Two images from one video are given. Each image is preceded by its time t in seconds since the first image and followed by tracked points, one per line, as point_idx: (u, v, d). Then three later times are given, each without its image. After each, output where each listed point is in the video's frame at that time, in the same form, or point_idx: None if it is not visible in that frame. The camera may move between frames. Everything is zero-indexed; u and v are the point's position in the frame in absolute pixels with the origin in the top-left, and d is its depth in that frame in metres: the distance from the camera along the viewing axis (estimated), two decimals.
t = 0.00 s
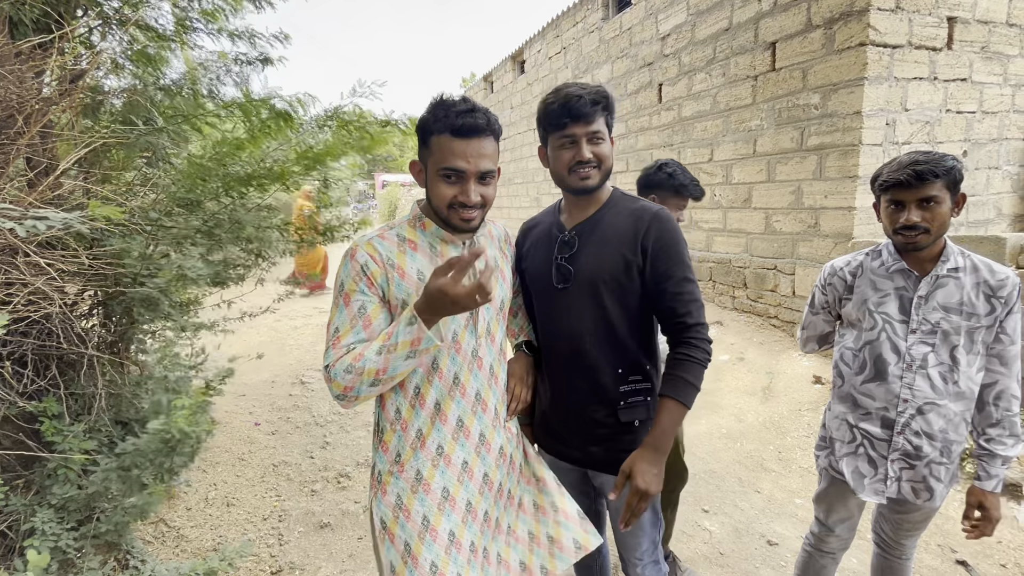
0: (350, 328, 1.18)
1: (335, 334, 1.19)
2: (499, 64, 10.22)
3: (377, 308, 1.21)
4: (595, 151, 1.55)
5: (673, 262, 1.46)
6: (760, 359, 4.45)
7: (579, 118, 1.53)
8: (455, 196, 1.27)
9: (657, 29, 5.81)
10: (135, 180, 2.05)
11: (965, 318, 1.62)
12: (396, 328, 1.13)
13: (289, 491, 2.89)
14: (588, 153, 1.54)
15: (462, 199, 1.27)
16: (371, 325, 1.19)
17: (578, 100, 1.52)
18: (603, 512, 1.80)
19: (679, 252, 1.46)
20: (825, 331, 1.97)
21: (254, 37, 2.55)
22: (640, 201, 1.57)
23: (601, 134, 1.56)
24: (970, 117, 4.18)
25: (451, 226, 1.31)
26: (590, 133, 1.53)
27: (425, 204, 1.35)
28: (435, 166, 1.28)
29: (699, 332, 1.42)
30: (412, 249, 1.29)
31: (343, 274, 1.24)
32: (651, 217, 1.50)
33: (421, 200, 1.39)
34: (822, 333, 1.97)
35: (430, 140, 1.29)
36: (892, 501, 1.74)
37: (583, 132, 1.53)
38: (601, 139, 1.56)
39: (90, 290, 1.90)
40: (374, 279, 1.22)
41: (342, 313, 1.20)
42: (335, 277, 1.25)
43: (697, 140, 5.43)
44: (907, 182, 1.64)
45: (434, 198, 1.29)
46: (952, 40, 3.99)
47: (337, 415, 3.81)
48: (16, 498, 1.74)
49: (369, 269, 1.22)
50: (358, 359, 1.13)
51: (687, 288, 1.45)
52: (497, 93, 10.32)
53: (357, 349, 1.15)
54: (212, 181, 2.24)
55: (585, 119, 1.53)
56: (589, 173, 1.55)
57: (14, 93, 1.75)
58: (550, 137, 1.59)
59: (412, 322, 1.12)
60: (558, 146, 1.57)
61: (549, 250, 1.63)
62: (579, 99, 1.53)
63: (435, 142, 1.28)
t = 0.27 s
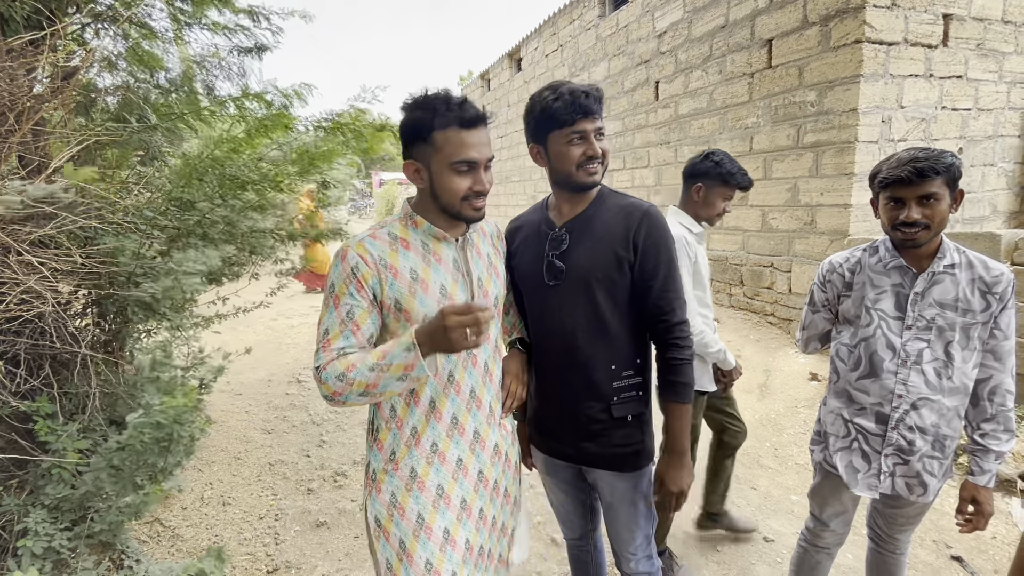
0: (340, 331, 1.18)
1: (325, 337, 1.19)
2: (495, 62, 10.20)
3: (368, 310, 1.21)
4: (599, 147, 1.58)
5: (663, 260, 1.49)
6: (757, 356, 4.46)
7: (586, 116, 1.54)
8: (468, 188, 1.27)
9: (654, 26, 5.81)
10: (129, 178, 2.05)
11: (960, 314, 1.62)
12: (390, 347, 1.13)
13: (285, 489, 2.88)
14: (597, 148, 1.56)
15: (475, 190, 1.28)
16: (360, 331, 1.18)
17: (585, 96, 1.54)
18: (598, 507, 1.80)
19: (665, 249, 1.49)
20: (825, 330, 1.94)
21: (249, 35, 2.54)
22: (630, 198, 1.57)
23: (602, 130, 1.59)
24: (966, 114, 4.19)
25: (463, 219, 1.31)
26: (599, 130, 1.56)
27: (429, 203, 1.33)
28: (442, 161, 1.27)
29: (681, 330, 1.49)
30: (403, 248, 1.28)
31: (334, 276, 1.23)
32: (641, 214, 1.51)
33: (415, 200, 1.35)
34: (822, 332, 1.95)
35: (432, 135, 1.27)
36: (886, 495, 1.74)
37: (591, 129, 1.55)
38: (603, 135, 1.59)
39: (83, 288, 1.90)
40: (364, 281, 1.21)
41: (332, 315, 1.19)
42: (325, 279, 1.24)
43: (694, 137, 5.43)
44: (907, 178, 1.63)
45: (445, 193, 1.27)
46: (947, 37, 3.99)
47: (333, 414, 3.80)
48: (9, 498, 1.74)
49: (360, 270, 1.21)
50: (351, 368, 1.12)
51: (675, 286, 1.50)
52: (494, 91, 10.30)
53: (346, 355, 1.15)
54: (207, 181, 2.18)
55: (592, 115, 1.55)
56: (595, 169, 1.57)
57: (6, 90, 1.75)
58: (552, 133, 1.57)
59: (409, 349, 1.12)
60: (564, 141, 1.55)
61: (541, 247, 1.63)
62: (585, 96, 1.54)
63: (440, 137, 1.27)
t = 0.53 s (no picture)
0: (339, 339, 1.17)
1: (323, 345, 1.17)
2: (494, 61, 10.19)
3: (365, 316, 1.20)
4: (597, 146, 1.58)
5: (664, 259, 1.52)
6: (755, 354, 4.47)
7: (585, 115, 1.54)
8: (473, 174, 1.35)
9: (651, 25, 5.81)
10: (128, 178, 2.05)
11: (958, 311, 1.64)
12: (410, 440, 1.13)
13: (284, 488, 2.88)
14: (595, 148, 1.56)
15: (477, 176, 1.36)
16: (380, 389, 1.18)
17: (584, 95, 1.54)
18: (595, 503, 1.81)
19: (664, 247, 1.52)
20: (822, 327, 1.94)
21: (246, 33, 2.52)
22: (627, 196, 1.58)
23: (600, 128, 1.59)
24: (963, 113, 4.20)
25: (469, 205, 1.36)
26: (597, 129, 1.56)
27: (431, 193, 1.34)
28: (450, 149, 1.31)
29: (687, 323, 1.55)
30: (397, 247, 1.27)
31: (328, 281, 1.20)
32: (641, 211, 1.53)
33: (409, 195, 1.35)
34: (820, 329, 1.95)
35: (437, 126, 1.31)
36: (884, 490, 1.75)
37: (590, 128, 1.55)
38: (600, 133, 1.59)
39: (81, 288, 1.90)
40: (360, 286, 1.19)
41: (329, 323, 1.17)
42: (319, 285, 1.22)
43: (692, 136, 5.43)
44: (907, 177, 1.63)
45: (456, 180, 1.32)
46: (944, 35, 4.00)
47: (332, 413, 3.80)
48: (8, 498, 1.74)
49: (356, 274, 1.19)
50: (369, 420, 1.13)
51: (675, 281, 1.54)
52: (492, 90, 10.29)
53: (363, 398, 1.14)
54: (204, 181, 2.15)
55: (590, 115, 1.55)
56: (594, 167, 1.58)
57: (3, 90, 1.76)
58: (550, 132, 1.56)
59: (425, 460, 1.15)
60: (562, 140, 1.55)
61: (541, 245, 1.63)
62: (584, 95, 1.54)
63: (446, 128, 1.31)
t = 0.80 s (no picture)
0: (319, 343, 1.13)
1: (299, 350, 1.13)
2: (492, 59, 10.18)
3: (343, 320, 1.17)
4: (569, 149, 1.55)
5: (665, 258, 1.54)
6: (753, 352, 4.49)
7: (554, 117, 1.54)
8: (448, 165, 1.34)
9: (650, 23, 5.81)
10: (127, 177, 2.02)
11: (960, 307, 1.65)
12: (361, 503, 1.09)
13: (284, 487, 2.88)
14: (559, 152, 1.55)
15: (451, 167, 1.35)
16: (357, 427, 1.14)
17: (551, 99, 1.54)
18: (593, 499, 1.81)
19: (665, 246, 1.53)
20: (824, 327, 1.95)
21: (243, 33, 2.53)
22: (627, 194, 1.59)
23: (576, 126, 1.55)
24: (960, 111, 4.22)
25: (443, 197, 1.35)
26: (562, 131, 1.53)
27: (405, 185, 1.32)
28: (423, 139, 1.30)
29: (682, 324, 1.54)
30: (372, 245, 1.25)
31: (302, 282, 1.16)
32: (643, 211, 1.54)
33: (382, 188, 1.33)
34: (822, 328, 1.95)
35: (409, 115, 1.30)
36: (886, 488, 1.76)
37: (555, 131, 1.54)
38: (577, 135, 1.54)
39: (80, 287, 1.89)
40: (336, 287, 1.16)
41: (305, 326, 1.13)
42: (291, 287, 1.17)
43: (690, 134, 5.44)
44: (905, 174, 1.65)
45: (430, 170, 1.31)
46: (942, 33, 4.01)
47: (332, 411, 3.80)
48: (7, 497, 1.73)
49: (332, 274, 1.16)
50: (338, 457, 1.10)
51: (675, 281, 1.55)
52: (490, 89, 10.28)
53: (342, 425, 1.11)
54: (199, 176, 2.22)
55: (559, 117, 1.54)
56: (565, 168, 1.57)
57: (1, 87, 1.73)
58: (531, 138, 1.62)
59: (366, 531, 1.09)
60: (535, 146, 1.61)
61: (544, 243, 1.63)
62: (553, 98, 1.53)
63: (418, 118, 1.30)
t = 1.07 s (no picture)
0: (285, 356, 1.12)
1: (267, 362, 1.11)
2: (490, 59, 10.18)
3: (313, 331, 1.15)
4: (553, 148, 1.57)
5: (663, 259, 1.51)
6: (751, 350, 4.50)
7: (541, 117, 1.59)
8: (429, 167, 1.36)
9: (648, 23, 5.82)
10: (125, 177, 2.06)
11: (962, 305, 1.66)
12: (302, 523, 1.09)
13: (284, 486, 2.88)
14: (545, 150, 1.58)
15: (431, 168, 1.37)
16: (309, 442, 1.14)
17: (546, 97, 1.57)
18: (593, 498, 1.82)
19: (663, 248, 1.51)
20: (826, 324, 1.98)
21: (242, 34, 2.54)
22: (630, 194, 1.60)
23: (560, 126, 1.56)
24: (957, 110, 4.23)
25: (423, 198, 1.37)
26: (549, 130, 1.57)
27: (385, 186, 1.32)
28: (406, 140, 1.30)
29: (677, 329, 1.51)
30: (346, 253, 1.24)
31: (270, 292, 1.15)
32: (644, 212, 1.53)
33: (361, 189, 1.33)
34: (824, 326, 1.98)
35: (390, 114, 1.29)
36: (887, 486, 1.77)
37: (543, 129, 1.59)
38: (560, 133, 1.56)
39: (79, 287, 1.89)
40: (309, 297, 1.15)
41: (273, 338, 1.12)
42: (259, 296, 1.15)
43: (689, 134, 5.45)
44: (896, 172, 1.68)
45: (412, 172, 1.32)
46: (939, 33, 4.02)
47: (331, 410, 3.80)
48: (8, 496, 1.73)
49: (305, 284, 1.14)
50: (284, 473, 1.09)
51: (674, 283, 1.52)
52: (489, 88, 10.28)
53: (296, 442, 1.11)
54: (198, 176, 2.22)
55: (549, 116, 1.57)
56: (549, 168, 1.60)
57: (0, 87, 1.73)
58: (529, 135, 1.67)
59: (303, 553, 1.09)
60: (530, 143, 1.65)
61: (544, 241, 1.65)
62: (549, 97, 1.57)
63: (401, 118, 1.30)
